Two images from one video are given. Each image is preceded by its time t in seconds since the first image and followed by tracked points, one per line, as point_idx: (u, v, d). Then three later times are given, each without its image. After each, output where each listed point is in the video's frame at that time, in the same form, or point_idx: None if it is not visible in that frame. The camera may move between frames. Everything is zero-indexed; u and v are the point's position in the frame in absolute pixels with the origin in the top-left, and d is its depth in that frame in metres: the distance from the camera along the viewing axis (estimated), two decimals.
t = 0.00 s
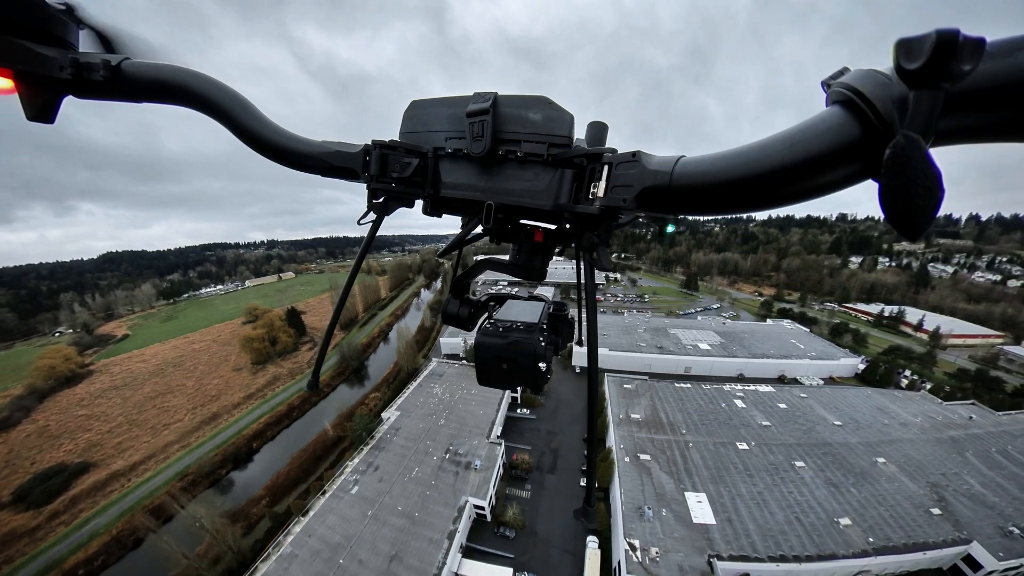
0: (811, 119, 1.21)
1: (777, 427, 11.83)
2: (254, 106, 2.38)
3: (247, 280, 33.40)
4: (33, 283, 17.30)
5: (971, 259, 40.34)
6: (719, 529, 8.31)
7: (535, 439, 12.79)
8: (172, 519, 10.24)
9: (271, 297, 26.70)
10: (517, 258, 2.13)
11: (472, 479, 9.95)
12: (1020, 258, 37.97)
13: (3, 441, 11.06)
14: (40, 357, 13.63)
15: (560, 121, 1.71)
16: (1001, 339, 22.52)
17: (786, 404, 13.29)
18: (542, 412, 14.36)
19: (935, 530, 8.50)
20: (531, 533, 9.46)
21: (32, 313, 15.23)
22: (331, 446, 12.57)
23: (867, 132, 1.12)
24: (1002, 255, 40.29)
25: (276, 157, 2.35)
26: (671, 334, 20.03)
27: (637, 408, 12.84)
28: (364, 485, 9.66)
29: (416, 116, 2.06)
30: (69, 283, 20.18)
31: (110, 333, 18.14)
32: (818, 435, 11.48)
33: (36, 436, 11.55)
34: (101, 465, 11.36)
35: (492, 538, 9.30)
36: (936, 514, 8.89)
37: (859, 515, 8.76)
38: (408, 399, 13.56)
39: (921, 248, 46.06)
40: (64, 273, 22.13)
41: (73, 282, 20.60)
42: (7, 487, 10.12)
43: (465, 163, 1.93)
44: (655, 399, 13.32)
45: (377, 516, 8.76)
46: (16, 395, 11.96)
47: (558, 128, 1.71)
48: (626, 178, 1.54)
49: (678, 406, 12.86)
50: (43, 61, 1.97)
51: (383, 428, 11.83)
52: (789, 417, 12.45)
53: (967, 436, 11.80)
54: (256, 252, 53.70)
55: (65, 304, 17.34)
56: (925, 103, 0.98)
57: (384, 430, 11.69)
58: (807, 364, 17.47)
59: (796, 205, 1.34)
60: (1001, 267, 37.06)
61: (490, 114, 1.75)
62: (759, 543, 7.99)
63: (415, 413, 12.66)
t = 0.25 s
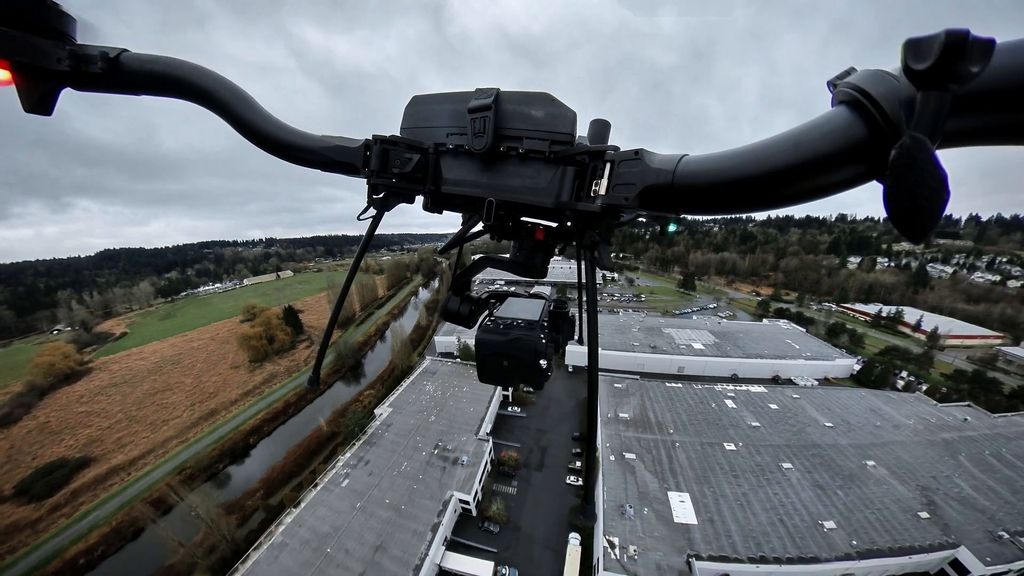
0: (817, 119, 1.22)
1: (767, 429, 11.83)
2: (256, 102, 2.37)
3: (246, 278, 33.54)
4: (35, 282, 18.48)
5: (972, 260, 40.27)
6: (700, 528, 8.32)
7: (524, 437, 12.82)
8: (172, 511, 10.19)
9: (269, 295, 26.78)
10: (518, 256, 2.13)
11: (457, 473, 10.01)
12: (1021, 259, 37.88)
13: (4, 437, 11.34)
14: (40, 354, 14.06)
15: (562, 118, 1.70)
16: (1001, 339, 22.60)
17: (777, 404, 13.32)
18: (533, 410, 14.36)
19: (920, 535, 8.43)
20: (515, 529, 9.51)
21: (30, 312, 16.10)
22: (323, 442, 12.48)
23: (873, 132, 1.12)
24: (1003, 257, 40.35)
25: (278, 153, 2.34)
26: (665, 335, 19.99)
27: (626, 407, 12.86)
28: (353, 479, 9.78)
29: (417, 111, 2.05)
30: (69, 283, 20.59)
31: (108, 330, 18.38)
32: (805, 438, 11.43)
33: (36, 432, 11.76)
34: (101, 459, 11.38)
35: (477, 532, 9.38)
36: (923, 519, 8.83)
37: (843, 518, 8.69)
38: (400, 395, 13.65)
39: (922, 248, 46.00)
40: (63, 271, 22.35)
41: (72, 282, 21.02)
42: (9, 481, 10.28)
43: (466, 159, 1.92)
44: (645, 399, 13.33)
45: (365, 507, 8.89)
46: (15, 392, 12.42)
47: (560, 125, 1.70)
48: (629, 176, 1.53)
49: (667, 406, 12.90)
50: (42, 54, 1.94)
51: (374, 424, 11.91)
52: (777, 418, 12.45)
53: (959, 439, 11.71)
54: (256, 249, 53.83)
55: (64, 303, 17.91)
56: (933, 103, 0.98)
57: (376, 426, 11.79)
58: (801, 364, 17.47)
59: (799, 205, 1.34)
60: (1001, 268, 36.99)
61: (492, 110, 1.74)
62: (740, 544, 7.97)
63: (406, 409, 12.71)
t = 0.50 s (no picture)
0: (820, 118, 1.22)
1: (755, 429, 11.81)
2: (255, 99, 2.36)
3: (246, 277, 33.61)
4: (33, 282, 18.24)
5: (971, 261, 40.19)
6: (682, 527, 8.34)
7: (513, 434, 12.82)
8: (170, 502, 10.24)
9: (268, 294, 26.80)
10: (518, 254, 2.13)
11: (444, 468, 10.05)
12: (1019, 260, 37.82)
13: (5, 434, 11.38)
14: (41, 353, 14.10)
15: (564, 116, 1.70)
16: (998, 341, 22.58)
17: (767, 405, 13.29)
18: (524, 408, 14.35)
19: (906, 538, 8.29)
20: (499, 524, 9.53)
21: (30, 310, 16.09)
22: (314, 438, 12.45)
23: (877, 131, 1.13)
24: (1002, 258, 40.29)
25: (278, 150, 2.33)
26: (659, 334, 19.94)
27: (615, 406, 12.88)
28: (343, 471, 9.89)
29: (417, 109, 2.05)
30: (69, 283, 20.57)
31: (108, 328, 18.35)
32: (793, 439, 11.38)
33: (37, 428, 11.77)
34: (100, 454, 11.39)
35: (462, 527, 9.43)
36: (910, 521, 8.72)
37: (826, 520, 8.59)
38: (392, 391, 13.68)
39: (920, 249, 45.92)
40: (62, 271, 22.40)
41: (71, 281, 20.96)
42: (10, 476, 10.32)
43: (467, 157, 1.92)
44: (635, 398, 13.33)
45: (353, 499, 9.00)
46: (16, 390, 12.42)
47: (562, 124, 1.70)
48: (630, 174, 1.53)
49: (656, 405, 12.91)
50: (44, 52, 1.94)
51: (366, 419, 11.98)
52: (766, 418, 12.42)
53: (950, 441, 11.57)
54: (256, 248, 53.90)
55: (64, 302, 17.85)
56: (938, 101, 0.99)
57: (367, 421, 11.85)
58: (795, 364, 17.43)
59: (802, 204, 1.34)
60: (999, 270, 36.91)
61: (493, 107, 1.74)
62: (721, 544, 7.97)
63: (398, 406, 12.76)
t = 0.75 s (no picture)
0: (824, 116, 1.22)
1: (744, 429, 11.84)
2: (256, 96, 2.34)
3: (246, 277, 33.67)
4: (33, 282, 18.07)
5: (971, 262, 40.08)
6: (664, 526, 8.35)
7: (502, 432, 12.86)
8: (169, 494, 10.34)
9: (268, 293, 26.82)
10: (519, 253, 2.13)
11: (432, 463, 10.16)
12: (1020, 262, 37.71)
13: (8, 430, 11.40)
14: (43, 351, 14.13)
15: (566, 114, 1.70)
16: (996, 343, 22.57)
17: (757, 406, 13.27)
18: (515, 406, 14.36)
19: (894, 541, 8.25)
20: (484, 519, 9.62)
21: (32, 310, 16.06)
22: (307, 436, 12.45)
23: (881, 128, 1.13)
24: (1003, 259, 40.14)
25: (278, 148, 2.32)
26: (654, 334, 19.90)
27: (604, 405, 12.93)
28: (334, 466, 10.02)
29: (418, 107, 2.04)
30: (70, 282, 20.62)
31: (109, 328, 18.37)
32: (782, 440, 11.37)
33: (39, 423, 11.81)
34: (101, 449, 11.44)
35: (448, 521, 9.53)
36: (898, 524, 8.70)
37: (811, 522, 8.58)
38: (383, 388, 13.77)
39: (920, 250, 45.86)
40: (63, 271, 22.48)
41: (72, 280, 20.98)
42: (13, 469, 10.40)
43: (468, 156, 1.91)
44: (625, 397, 13.37)
45: (342, 491, 9.16)
46: (17, 388, 12.35)
47: (564, 122, 1.69)
48: (631, 173, 1.53)
49: (644, 405, 12.93)
50: (45, 50, 1.93)
51: (359, 415, 12.10)
52: (756, 419, 12.42)
53: (943, 444, 11.55)
54: (255, 248, 53.96)
55: (65, 302, 17.86)
56: (942, 100, 0.99)
57: (359, 417, 11.98)
58: (789, 365, 17.42)
59: (803, 205, 1.34)
60: (999, 271, 36.81)
61: (494, 106, 1.74)
62: (702, 543, 7.96)
63: (390, 402, 12.83)
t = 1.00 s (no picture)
0: (824, 119, 1.23)
1: (730, 428, 11.83)
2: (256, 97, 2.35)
3: (244, 275, 33.63)
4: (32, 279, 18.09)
5: (967, 264, 40.20)
6: (644, 522, 8.39)
7: (490, 429, 12.87)
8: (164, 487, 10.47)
9: (266, 291, 26.84)
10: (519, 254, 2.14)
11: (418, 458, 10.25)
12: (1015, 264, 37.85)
13: (8, 424, 11.27)
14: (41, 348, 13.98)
15: (567, 115, 1.70)
16: (990, 344, 22.65)
17: (745, 406, 13.25)
18: (505, 404, 14.35)
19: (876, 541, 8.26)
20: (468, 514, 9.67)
21: (32, 307, 16.01)
22: (300, 432, 12.50)
23: (880, 131, 1.14)
24: (999, 261, 40.30)
25: (278, 148, 2.33)
26: (646, 334, 19.91)
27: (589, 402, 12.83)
28: (323, 459, 10.17)
29: (419, 108, 2.05)
30: (68, 280, 20.62)
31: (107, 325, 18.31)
32: (768, 440, 11.35)
33: (37, 418, 11.76)
34: (98, 444, 11.45)
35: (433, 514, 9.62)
36: (882, 525, 8.68)
37: (793, 521, 8.58)
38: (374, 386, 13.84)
39: (916, 252, 45.99)
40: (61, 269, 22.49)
41: (70, 278, 20.96)
42: (11, 462, 10.33)
43: (469, 157, 1.91)
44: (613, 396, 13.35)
45: (330, 484, 9.34)
46: (16, 384, 12.07)
47: (564, 123, 1.70)
48: (631, 175, 1.53)
49: (631, 403, 12.93)
50: (47, 51, 1.94)
51: (349, 412, 12.17)
52: (741, 418, 12.42)
53: (932, 444, 11.55)
54: (253, 246, 53.91)
55: (64, 299, 17.85)
56: (940, 103, 1.00)
57: (349, 413, 12.06)
58: (780, 365, 17.39)
59: (801, 207, 1.34)
60: (995, 273, 36.92)
61: (495, 107, 1.74)
62: (681, 541, 7.98)
63: (380, 398, 12.92)
